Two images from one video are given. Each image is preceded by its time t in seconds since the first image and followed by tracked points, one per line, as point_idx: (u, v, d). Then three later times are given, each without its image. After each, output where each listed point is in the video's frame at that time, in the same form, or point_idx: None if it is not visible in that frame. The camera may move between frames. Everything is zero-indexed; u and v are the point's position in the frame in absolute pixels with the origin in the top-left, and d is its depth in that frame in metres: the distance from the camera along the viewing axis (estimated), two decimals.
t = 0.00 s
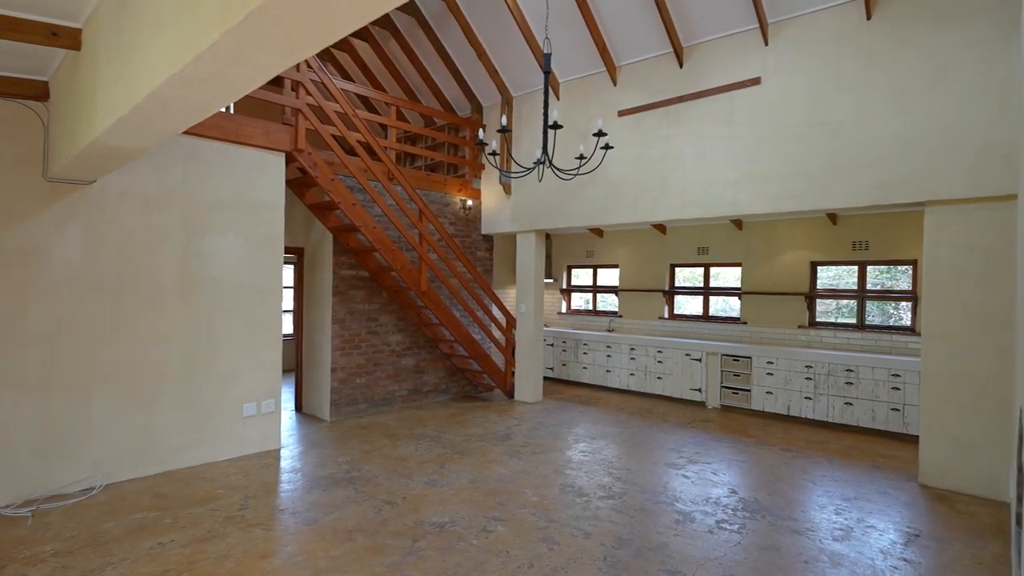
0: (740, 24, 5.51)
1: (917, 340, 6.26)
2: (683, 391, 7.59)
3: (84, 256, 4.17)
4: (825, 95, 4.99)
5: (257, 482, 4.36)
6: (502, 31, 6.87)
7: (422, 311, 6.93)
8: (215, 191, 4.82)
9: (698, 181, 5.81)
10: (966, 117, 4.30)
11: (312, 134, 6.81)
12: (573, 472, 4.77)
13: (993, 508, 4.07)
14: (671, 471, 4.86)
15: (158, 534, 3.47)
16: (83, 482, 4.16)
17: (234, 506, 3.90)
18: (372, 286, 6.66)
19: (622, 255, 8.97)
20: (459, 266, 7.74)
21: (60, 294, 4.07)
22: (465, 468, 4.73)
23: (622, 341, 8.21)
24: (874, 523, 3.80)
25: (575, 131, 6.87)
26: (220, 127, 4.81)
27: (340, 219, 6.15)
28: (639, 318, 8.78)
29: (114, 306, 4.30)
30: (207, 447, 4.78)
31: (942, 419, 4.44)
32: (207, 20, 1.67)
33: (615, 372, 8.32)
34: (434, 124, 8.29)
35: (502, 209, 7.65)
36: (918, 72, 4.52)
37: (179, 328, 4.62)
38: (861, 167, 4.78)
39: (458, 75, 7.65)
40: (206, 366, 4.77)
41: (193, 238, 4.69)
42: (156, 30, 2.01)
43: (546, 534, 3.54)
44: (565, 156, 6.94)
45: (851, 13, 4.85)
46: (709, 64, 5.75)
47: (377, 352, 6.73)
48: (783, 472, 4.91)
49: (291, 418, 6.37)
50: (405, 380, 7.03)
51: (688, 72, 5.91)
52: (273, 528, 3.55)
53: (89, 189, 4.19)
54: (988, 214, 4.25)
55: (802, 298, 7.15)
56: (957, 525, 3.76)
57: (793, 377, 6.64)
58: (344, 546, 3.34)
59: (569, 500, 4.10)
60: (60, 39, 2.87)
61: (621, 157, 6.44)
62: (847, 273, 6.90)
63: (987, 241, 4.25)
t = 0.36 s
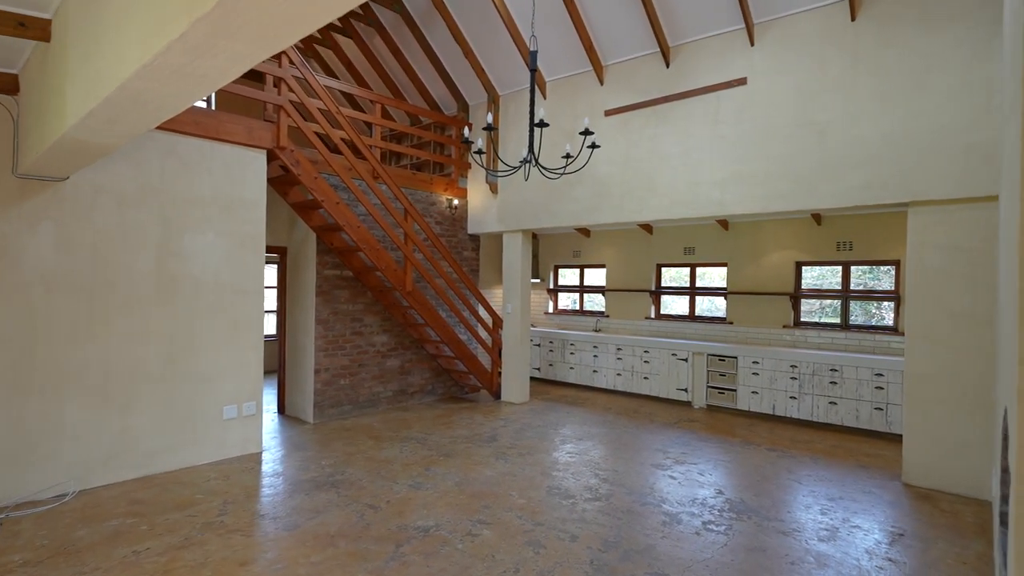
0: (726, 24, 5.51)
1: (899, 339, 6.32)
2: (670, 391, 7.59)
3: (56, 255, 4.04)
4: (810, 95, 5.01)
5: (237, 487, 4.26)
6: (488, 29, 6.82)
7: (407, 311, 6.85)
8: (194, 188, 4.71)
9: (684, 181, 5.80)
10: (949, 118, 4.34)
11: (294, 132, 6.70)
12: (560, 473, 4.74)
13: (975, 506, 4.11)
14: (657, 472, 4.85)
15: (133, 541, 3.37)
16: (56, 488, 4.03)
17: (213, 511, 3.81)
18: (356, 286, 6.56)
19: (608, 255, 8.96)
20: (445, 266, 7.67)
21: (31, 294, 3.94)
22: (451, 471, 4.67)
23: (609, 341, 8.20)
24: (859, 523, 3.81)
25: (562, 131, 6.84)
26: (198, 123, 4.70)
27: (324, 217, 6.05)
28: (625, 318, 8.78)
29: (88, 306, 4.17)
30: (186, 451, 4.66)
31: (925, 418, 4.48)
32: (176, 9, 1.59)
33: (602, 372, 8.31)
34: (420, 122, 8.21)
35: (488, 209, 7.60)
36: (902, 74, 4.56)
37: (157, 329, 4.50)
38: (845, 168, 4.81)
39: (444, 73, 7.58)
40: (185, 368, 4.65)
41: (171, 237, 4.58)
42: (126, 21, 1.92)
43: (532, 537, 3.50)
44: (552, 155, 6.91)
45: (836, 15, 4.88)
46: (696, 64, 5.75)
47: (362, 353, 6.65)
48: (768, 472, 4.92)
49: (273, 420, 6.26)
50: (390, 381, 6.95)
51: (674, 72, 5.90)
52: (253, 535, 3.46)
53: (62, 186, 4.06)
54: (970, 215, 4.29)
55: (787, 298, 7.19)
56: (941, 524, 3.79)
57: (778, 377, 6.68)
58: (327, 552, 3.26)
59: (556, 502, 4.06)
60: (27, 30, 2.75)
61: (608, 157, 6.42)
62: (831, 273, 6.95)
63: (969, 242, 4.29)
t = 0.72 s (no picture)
0: (714, 24, 5.50)
1: (886, 339, 6.36)
2: (659, 392, 7.59)
3: (31, 254, 3.92)
4: (798, 95, 5.01)
5: (219, 492, 4.17)
6: (477, 27, 6.76)
7: (395, 312, 6.77)
8: (175, 187, 4.61)
9: (673, 181, 5.79)
10: (935, 119, 4.35)
11: (280, 129, 6.60)
12: (549, 475, 4.70)
13: (961, 506, 4.12)
14: (647, 473, 4.82)
15: (110, 549, 3.27)
16: (31, 494, 3.92)
17: (194, 517, 3.72)
18: (343, 286, 6.48)
19: (598, 255, 8.94)
20: (433, 266, 7.60)
21: (5, 296, 3.82)
22: (439, 474, 4.61)
23: (598, 342, 8.17)
24: (847, 523, 3.80)
25: (551, 130, 6.80)
26: (179, 120, 4.60)
27: (310, 217, 5.96)
28: (615, 318, 8.76)
29: (64, 307, 4.06)
30: (167, 455, 4.56)
31: (912, 417, 4.49)
32: None
33: (591, 373, 8.29)
34: (408, 121, 8.13)
35: (477, 208, 7.54)
36: (889, 74, 4.57)
37: (137, 330, 4.39)
38: (833, 168, 4.81)
39: (433, 71, 7.51)
40: (166, 370, 4.55)
41: (151, 236, 4.47)
42: (97, 11, 1.85)
43: (520, 541, 3.45)
44: (541, 155, 6.87)
45: (824, 15, 4.88)
46: (685, 64, 5.73)
47: (349, 354, 6.56)
48: (757, 472, 4.91)
49: (258, 423, 6.15)
50: (377, 383, 6.87)
51: (663, 71, 5.88)
52: (234, 541, 3.38)
53: (37, 184, 3.95)
54: (956, 215, 4.31)
55: (775, 298, 7.21)
56: (928, 524, 3.79)
57: (767, 377, 6.69)
58: (310, 558, 3.19)
59: (544, 505, 4.02)
60: None
61: (597, 157, 6.39)
62: (818, 274, 6.98)
63: (955, 242, 4.30)
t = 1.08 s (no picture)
0: (701, 24, 5.51)
1: (869, 338, 6.42)
2: (646, 391, 7.59)
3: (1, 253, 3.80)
4: (783, 96, 5.03)
5: (199, 496, 4.07)
6: (464, 25, 6.70)
7: (381, 312, 6.69)
8: (153, 184, 4.50)
9: (660, 181, 5.79)
10: (918, 120, 4.39)
11: (262, 126, 6.48)
12: (536, 477, 4.66)
13: (944, 504, 4.16)
14: (634, 474, 4.81)
15: (83, 557, 3.18)
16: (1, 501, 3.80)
17: (172, 523, 3.63)
18: (327, 286, 6.39)
19: (585, 255, 8.93)
20: (419, 265, 7.53)
21: None
22: (424, 476, 4.56)
23: (586, 342, 8.16)
24: (832, 522, 3.82)
25: (538, 129, 6.77)
26: (158, 115, 4.49)
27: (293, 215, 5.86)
28: (602, 318, 8.76)
29: (36, 307, 3.94)
30: (145, 459, 4.45)
31: (896, 416, 4.52)
32: None
33: (578, 373, 8.27)
34: (394, 119, 8.05)
35: (464, 207, 7.49)
36: (873, 76, 4.60)
37: (113, 331, 4.28)
38: (818, 169, 4.84)
39: (419, 69, 7.44)
40: (144, 372, 4.44)
41: (128, 234, 4.36)
42: None
43: (506, 544, 3.41)
44: (528, 153, 6.84)
45: (809, 16, 4.91)
46: (671, 63, 5.73)
47: (334, 355, 6.47)
48: (743, 472, 4.92)
49: (240, 425, 6.05)
50: (362, 384, 6.79)
51: (650, 71, 5.88)
52: (213, 548, 3.30)
53: (8, 180, 3.82)
54: (940, 216, 4.35)
55: (761, 298, 7.24)
56: (912, 523, 3.82)
57: (753, 376, 6.72)
58: (291, 564, 3.13)
59: (531, 507, 3.98)
60: None
61: (584, 156, 6.37)
62: (803, 274, 7.03)
63: (938, 243, 4.35)
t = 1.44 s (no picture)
0: (689, 24, 5.52)
1: (853, 337, 6.49)
2: (633, 391, 7.60)
3: None
4: (771, 96, 5.06)
5: (180, 501, 3.97)
6: (451, 23, 6.65)
7: (367, 312, 6.61)
8: (133, 181, 4.38)
9: (649, 181, 5.79)
10: (903, 122, 4.43)
11: (246, 122, 6.36)
12: (524, 478, 4.63)
13: (929, 501, 4.20)
14: (623, 474, 4.80)
15: (59, 565, 3.07)
16: None
17: (152, 529, 3.53)
18: (313, 285, 6.29)
19: (572, 254, 8.92)
20: (406, 265, 7.46)
21: None
22: (412, 478, 4.49)
23: (573, 342, 8.15)
24: (820, 521, 3.83)
25: (527, 127, 6.74)
26: (137, 110, 4.38)
27: (278, 213, 5.76)
28: (589, 318, 8.75)
29: (9, 306, 3.81)
30: (124, 463, 4.33)
31: (881, 415, 4.56)
32: None
33: (566, 372, 8.26)
34: (380, 117, 7.95)
35: (451, 206, 7.43)
36: (859, 77, 4.64)
37: (91, 331, 4.16)
38: (805, 170, 4.87)
39: (406, 66, 7.36)
40: (123, 374, 4.33)
41: (106, 232, 4.24)
42: None
43: (496, 547, 3.37)
44: (517, 152, 6.80)
45: (796, 17, 4.93)
46: (660, 63, 5.74)
47: (319, 356, 6.38)
48: (731, 471, 4.93)
49: (222, 427, 5.93)
50: (348, 385, 6.70)
51: (639, 71, 5.87)
52: (195, 554, 3.21)
53: None
54: (924, 217, 4.39)
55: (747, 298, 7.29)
56: (898, 521, 3.85)
57: (739, 375, 6.76)
58: (276, 570, 3.05)
59: (520, 509, 3.95)
60: None
61: (572, 156, 6.35)
62: (789, 274, 7.08)
63: (922, 243, 4.39)
